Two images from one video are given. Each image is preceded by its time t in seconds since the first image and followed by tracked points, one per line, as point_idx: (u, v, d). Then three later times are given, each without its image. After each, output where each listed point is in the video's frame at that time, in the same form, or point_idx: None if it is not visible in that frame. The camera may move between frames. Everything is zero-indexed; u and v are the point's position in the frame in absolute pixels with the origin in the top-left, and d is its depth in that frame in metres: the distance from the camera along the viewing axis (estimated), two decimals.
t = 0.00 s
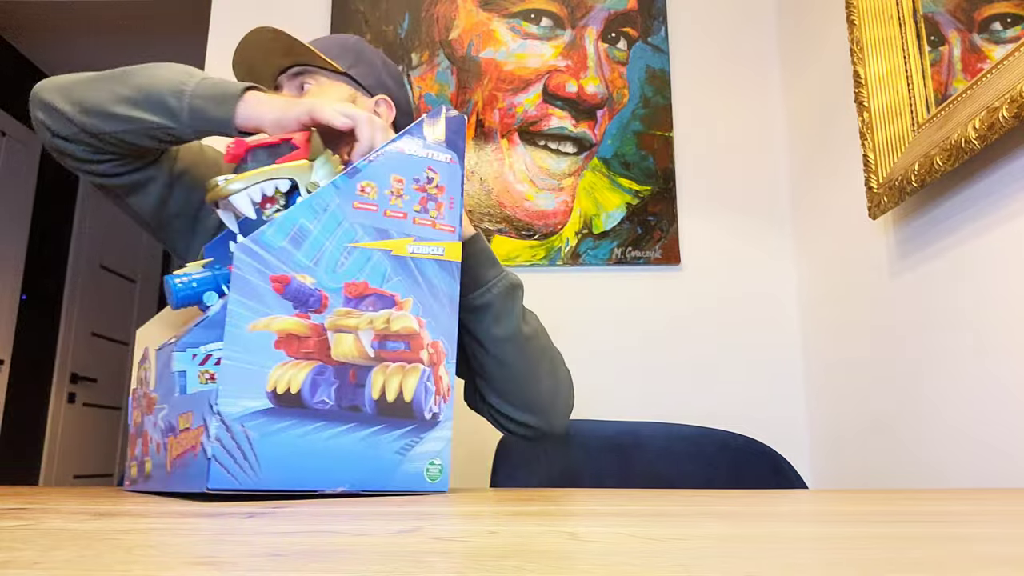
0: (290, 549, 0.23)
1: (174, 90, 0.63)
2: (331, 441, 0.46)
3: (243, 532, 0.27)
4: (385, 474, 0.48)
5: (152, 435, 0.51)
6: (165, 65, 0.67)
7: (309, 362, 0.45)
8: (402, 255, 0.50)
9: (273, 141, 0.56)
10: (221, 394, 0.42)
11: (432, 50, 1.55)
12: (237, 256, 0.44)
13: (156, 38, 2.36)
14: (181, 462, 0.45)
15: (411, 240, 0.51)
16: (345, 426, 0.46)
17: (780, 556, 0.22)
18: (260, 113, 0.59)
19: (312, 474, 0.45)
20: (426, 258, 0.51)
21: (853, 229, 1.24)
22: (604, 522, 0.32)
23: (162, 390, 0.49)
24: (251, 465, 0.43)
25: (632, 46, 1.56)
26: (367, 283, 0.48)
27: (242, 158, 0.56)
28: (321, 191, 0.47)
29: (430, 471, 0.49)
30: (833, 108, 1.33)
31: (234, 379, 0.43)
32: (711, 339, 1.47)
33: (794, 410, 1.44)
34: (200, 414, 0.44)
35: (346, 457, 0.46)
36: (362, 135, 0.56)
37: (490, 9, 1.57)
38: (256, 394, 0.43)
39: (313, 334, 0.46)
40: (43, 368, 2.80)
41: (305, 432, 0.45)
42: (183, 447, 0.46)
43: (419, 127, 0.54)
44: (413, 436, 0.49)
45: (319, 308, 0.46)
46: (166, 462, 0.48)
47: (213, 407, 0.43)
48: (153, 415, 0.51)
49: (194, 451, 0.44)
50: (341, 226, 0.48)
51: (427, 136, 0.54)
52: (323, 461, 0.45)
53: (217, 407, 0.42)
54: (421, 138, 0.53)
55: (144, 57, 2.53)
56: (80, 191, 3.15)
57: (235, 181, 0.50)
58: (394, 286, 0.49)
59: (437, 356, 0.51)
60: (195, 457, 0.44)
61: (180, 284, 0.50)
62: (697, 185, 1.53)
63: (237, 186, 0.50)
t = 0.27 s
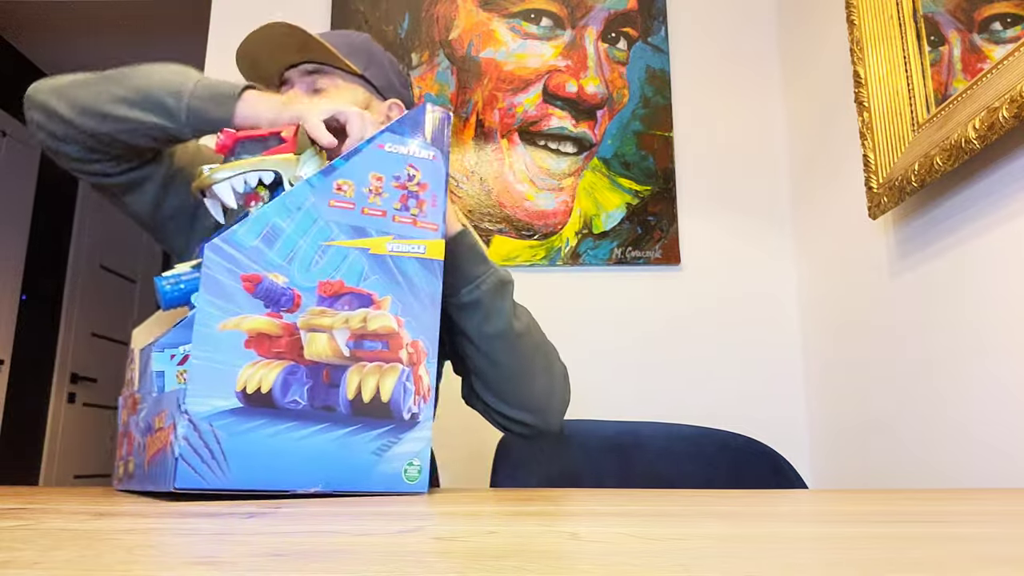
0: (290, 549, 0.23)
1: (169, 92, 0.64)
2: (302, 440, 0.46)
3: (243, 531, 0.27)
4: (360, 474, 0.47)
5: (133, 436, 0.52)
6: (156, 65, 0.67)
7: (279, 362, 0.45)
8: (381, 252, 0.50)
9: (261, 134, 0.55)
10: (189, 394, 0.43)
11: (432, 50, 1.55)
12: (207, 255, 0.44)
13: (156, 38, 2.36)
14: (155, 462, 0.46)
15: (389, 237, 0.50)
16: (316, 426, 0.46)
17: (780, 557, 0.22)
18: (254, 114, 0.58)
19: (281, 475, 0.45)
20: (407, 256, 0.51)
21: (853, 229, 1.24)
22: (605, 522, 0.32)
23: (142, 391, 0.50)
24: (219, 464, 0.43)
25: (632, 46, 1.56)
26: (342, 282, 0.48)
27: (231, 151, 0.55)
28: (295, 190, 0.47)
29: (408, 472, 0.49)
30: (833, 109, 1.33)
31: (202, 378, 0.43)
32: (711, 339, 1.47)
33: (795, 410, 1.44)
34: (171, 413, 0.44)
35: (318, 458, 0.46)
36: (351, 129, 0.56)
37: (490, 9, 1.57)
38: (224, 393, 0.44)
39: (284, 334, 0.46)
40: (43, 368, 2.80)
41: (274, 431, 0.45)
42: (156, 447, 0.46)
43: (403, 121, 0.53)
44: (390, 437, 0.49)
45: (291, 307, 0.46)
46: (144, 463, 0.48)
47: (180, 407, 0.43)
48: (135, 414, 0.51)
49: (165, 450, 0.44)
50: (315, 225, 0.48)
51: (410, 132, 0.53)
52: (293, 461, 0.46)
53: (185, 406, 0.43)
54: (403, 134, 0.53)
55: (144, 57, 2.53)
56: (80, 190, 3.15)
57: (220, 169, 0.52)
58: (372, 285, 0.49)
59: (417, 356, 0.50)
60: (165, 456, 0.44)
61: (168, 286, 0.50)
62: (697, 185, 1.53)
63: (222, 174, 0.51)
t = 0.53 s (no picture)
0: (290, 549, 0.23)
1: (147, 94, 0.64)
2: (316, 435, 0.46)
3: (243, 531, 0.27)
4: (369, 470, 0.48)
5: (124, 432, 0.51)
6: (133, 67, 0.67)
7: (294, 356, 0.45)
8: (390, 249, 0.50)
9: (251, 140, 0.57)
10: (205, 386, 0.42)
11: (432, 49, 1.55)
12: (223, 243, 0.43)
13: (157, 38, 2.36)
14: (160, 457, 0.45)
15: (399, 234, 0.51)
16: (328, 421, 0.46)
17: (780, 557, 0.22)
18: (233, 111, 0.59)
19: (295, 470, 0.45)
20: (415, 253, 0.51)
21: (853, 229, 1.24)
22: (605, 522, 0.32)
23: (137, 385, 0.49)
24: (234, 457, 0.43)
25: (632, 46, 1.56)
26: (355, 277, 0.48)
27: (220, 160, 0.57)
28: (311, 180, 0.47)
29: (413, 470, 0.50)
30: (833, 109, 1.33)
31: (218, 369, 0.42)
32: (711, 339, 1.47)
33: (794, 410, 1.44)
34: (178, 406, 0.43)
35: (330, 453, 0.46)
36: (344, 128, 0.56)
37: (490, 9, 1.57)
38: (240, 386, 0.43)
39: (299, 327, 0.46)
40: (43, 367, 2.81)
41: (290, 425, 0.45)
42: (160, 441, 0.45)
43: (413, 121, 0.53)
44: (398, 434, 0.49)
45: (306, 299, 0.46)
46: (142, 459, 0.47)
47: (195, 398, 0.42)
48: (125, 411, 0.51)
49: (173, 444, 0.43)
50: (329, 217, 0.48)
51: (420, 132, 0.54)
52: (307, 455, 0.46)
53: (200, 397, 0.42)
54: (414, 133, 0.53)
55: (144, 57, 2.53)
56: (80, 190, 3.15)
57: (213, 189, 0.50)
58: (383, 281, 0.49)
59: (425, 353, 0.51)
60: (174, 450, 0.43)
61: (162, 278, 0.50)
62: (697, 185, 1.53)
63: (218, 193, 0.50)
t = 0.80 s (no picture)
0: (290, 549, 0.23)
1: (116, 137, 0.64)
2: (298, 440, 0.46)
3: (243, 532, 0.27)
4: (353, 474, 0.48)
5: (127, 437, 0.52)
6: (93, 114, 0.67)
7: (275, 360, 0.45)
8: (377, 252, 0.50)
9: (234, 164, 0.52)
10: (183, 393, 0.43)
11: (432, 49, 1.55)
12: (203, 252, 0.44)
13: (157, 39, 2.36)
14: (149, 462, 0.46)
15: (386, 236, 0.51)
16: (311, 425, 0.46)
17: (781, 557, 0.22)
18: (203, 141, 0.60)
19: (278, 473, 0.45)
20: (403, 255, 0.51)
21: (853, 229, 1.24)
22: (605, 522, 0.32)
23: (135, 391, 0.50)
24: (212, 463, 0.43)
25: (632, 46, 1.56)
26: (338, 281, 0.48)
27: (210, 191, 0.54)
28: (291, 186, 0.47)
29: (402, 472, 0.49)
30: (833, 108, 1.33)
31: (196, 375, 0.43)
32: (711, 339, 1.47)
33: (795, 410, 1.44)
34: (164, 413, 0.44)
35: (313, 456, 0.46)
36: (322, 139, 0.55)
37: (489, 9, 1.57)
38: (219, 392, 0.43)
39: (280, 332, 0.46)
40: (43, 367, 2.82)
41: (270, 430, 0.45)
42: (149, 446, 0.46)
43: (401, 121, 0.53)
44: (385, 436, 0.49)
45: (287, 305, 0.46)
46: (136, 464, 0.48)
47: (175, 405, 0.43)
48: (126, 416, 0.51)
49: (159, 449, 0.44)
50: (313, 222, 0.48)
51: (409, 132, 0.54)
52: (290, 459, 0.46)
53: (178, 404, 0.42)
54: (401, 134, 0.53)
55: (143, 57, 2.53)
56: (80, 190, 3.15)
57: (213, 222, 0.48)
58: (367, 284, 0.49)
59: (413, 356, 0.51)
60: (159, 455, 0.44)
61: (166, 283, 0.49)
62: (697, 185, 1.53)
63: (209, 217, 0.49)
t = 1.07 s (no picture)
0: (289, 549, 0.23)
1: (114, 161, 0.64)
2: (294, 442, 0.46)
3: (243, 532, 0.27)
4: (351, 473, 0.48)
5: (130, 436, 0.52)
6: (97, 142, 0.67)
7: (271, 363, 0.46)
8: (374, 253, 0.50)
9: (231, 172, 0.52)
10: (181, 397, 0.43)
11: (431, 49, 1.55)
12: (197, 257, 0.44)
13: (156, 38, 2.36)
14: (150, 463, 0.46)
15: (383, 237, 0.50)
16: (307, 426, 0.46)
17: (780, 556, 0.22)
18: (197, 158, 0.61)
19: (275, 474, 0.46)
20: (400, 255, 0.51)
21: (853, 229, 1.24)
22: (605, 522, 0.32)
23: (138, 391, 0.50)
24: (210, 465, 0.44)
25: (632, 46, 1.56)
26: (334, 283, 0.48)
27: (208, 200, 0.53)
28: (286, 189, 0.47)
29: (399, 471, 0.50)
30: (833, 109, 1.33)
31: (192, 379, 0.43)
32: (711, 339, 1.47)
33: (795, 410, 1.44)
34: (161, 415, 0.45)
35: (310, 459, 0.47)
36: (316, 139, 0.56)
37: (490, 9, 1.57)
38: (215, 395, 0.44)
39: (276, 335, 0.46)
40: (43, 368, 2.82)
41: (266, 432, 0.45)
42: (149, 447, 0.46)
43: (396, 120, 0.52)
44: (384, 437, 0.49)
45: (283, 308, 0.46)
46: (138, 464, 0.48)
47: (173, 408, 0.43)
48: (131, 416, 0.52)
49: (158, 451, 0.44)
50: (307, 224, 0.48)
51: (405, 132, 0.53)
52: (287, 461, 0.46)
53: (174, 407, 0.43)
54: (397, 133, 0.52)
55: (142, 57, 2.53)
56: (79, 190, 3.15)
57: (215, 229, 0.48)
58: (364, 285, 0.49)
59: (411, 356, 0.51)
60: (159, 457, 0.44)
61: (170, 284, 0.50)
62: (697, 185, 1.53)
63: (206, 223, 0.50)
